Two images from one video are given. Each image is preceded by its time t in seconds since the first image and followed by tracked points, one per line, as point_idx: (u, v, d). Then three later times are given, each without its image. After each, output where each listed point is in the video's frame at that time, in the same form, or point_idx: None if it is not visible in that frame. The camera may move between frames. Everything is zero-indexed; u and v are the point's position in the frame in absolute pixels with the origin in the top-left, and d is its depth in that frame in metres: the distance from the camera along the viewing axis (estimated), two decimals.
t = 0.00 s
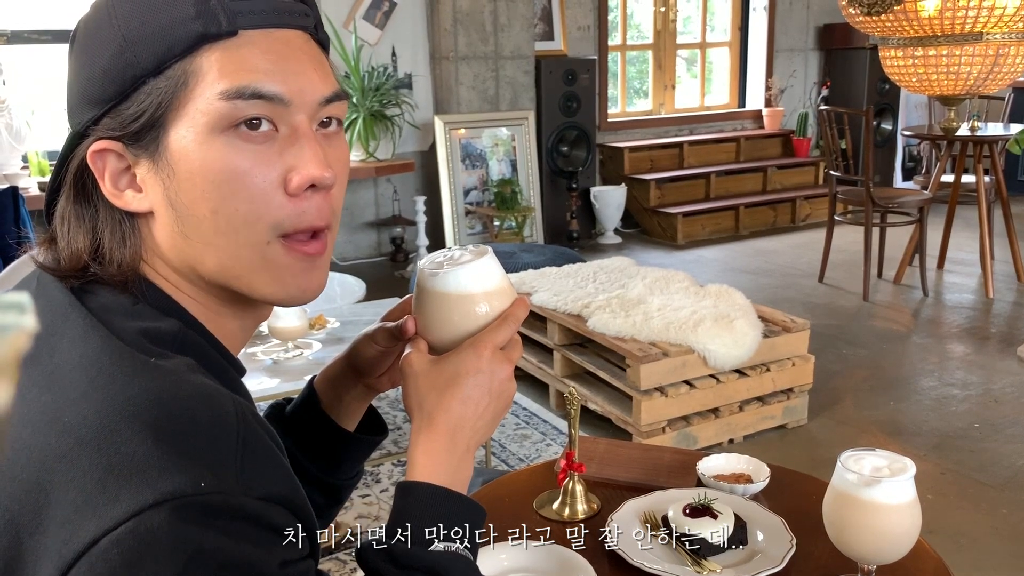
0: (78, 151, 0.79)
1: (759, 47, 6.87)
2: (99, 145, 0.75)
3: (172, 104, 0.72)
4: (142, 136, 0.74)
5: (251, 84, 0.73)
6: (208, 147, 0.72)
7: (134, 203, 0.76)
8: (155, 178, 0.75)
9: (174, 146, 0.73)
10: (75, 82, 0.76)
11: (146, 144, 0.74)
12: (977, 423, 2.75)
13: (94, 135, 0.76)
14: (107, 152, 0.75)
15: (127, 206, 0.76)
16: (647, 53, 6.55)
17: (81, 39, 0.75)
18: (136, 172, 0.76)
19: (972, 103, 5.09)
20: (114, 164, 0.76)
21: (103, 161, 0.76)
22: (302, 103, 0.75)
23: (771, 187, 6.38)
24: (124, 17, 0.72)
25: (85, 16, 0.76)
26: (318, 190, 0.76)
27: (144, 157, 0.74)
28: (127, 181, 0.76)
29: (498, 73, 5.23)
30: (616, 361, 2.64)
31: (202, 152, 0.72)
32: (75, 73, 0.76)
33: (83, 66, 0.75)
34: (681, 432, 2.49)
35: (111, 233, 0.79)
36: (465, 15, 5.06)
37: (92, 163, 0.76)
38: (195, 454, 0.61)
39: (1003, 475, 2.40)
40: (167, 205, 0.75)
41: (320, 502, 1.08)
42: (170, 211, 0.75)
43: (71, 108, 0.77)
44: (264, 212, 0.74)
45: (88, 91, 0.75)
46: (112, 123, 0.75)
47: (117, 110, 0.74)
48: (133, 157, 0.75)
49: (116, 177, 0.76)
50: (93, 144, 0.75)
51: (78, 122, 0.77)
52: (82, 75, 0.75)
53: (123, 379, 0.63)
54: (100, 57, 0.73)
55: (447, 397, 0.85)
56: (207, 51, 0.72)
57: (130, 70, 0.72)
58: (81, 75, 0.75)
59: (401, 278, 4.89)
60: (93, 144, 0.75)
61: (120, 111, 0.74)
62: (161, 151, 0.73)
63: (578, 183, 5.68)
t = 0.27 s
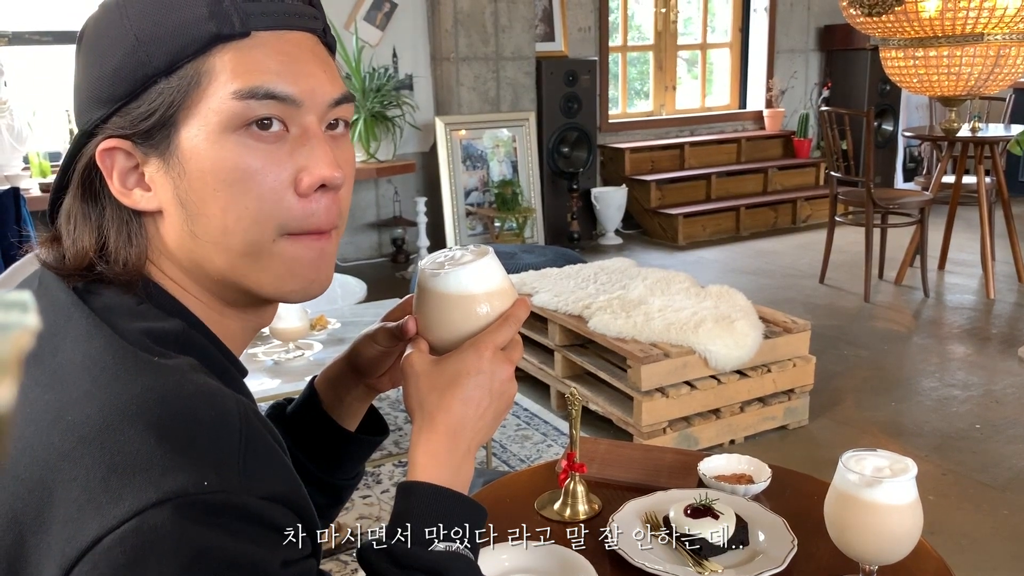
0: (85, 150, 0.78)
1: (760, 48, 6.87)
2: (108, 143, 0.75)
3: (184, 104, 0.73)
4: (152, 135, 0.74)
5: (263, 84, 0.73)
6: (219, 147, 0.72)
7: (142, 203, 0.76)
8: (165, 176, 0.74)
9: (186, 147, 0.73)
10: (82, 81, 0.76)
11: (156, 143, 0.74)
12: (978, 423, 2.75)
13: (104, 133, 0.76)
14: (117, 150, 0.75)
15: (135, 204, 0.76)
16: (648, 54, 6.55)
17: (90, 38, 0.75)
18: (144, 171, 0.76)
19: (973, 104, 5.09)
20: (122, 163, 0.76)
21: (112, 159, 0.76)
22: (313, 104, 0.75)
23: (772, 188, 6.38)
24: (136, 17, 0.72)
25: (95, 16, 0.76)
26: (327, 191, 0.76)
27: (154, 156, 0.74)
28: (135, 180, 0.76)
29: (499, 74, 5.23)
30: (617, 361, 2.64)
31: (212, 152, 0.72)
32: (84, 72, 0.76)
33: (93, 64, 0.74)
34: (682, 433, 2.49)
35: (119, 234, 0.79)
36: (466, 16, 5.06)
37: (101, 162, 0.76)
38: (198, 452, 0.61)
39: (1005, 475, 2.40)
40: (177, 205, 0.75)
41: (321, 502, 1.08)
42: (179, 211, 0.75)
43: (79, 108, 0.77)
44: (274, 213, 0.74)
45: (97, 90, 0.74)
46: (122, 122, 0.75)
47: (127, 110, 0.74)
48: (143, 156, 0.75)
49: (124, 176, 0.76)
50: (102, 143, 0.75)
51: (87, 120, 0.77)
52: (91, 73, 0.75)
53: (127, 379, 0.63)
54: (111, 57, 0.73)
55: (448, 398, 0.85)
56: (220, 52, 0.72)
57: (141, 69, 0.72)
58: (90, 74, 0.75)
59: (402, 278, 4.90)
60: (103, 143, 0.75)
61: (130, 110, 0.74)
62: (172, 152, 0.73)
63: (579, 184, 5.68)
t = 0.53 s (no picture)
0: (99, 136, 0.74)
1: (761, 49, 6.87)
2: (144, 134, 0.72)
3: (234, 102, 0.71)
4: (196, 130, 0.72)
5: (312, 90, 0.74)
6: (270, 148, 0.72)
7: (172, 199, 0.73)
8: (204, 172, 0.73)
9: (232, 145, 0.72)
10: (107, 67, 0.72)
11: (199, 139, 0.72)
12: (978, 424, 2.75)
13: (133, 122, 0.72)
14: (152, 140, 0.72)
15: (165, 197, 0.73)
16: (648, 55, 6.55)
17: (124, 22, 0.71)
18: (177, 164, 0.73)
19: (973, 105, 5.09)
20: (153, 154, 0.72)
21: (144, 149, 0.72)
22: (352, 115, 0.78)
23: (772, 188, 6.38)
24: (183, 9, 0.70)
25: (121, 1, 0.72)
26: (360, 200, 0.79)
27: (194, 150, 0.72)
28: (162, 172, 0.73)
29: (500, 75, 5.23)
30: (617, 362, 2.64)
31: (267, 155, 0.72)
32: (111, 56, 0.71)
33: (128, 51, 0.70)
34: (682, 434, 2.49)
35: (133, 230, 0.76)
36: (466, 17, 5.06)
37: (131, 152, 0.72)
38: (201, 451, 0.61)
39: (1005, 476, 2.40)
40: (214, 202, 0.74)
41: (322, 503, 1.08)
42: (216, 208, 0.74)
43: (97, 95, 0.73)
44: (316, 217, 0.76)
45: (133, 77, 0.70)
46: (160, 113, 0.71)
47: (163, 101, 0.71)
48: (177, 149, 0.72)
49: (152, 167, 0.73)
50: (135, 132, 0.72)
51: (111, 108, 0.72)
52: (124, 58, 0.70)
53: (132, 378, 0.63)
54: (154, 48, 0.70)
55: (449, 399, 0.85)
56: (273, 54, 0.72)
57: (188, 63, 0.70)
58: (124, 59, 0.71)
59: (402, 279, 4.90)
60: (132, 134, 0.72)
61: (171, 103, 0.71)
62: (217, 149, 0.72)
63: (579, 184, 5.68)
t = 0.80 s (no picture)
0: (209, 144, 0.71)
1: (762, 49, 6.88)
2: (273, 151, 0.73)
3: (345, 129, 0.77)
4: (315, 150, 0.75)
5: (396, 125, 0.83)
6: (371, 173, 0.80)
7: (280, 214, 0.75)
8: (309, 190, 0.76)
9: (343, 167, 0.78)
10: (232, 79, 0.71)
11: (317, 160, 0.76)
12: (978, 425, 2.75)
13: (259, 137, 0.73)
14: (276, 156, 0.73)
15: (274, 212, 0.75)
16: (649, 55, 6.56)
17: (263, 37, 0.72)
18: (290, 180, 0.74)
19: (974, 106, 5.08)
20: (271, 168, 0.73)
21: (266, 163, 0.73)
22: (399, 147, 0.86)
23: (773, 189, 6.39)
24: (315, 38, 0.74)
25: (243, 16, 0.72)
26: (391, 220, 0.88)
27: (310, 169, 0.76)
28: (273, 186, 0.74)
29: (500, 75, 5.23)
30: (617, 361, 2.64)
31: (363, 181, 0.79)
32: (238, 67, 0.71)
33: (265, 67, 0.72)
34: (682, 433, 2.50)
35: (211, 248, 0.74)
36: (467, 17, 5.06)
37: (258, 166, 0.73)
38: (211, 445, 0.62)
39: (1005, 477, 2.40)
40: (313, 219, 0.78)
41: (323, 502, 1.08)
42: (313, 225, 0.78)
43: (213, 107, 0.71)
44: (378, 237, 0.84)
45: (270, 92, 0.72)
46: (287, 131, 0.73)
47: (293, 120, 0.73)
48: (294, 165, 0.75)
49: (269, 182, 0.74)
50: (266, 148, 0.73)
51: (237, 119, 0.72)
52: (263, 73, 0.71)
53: (142, 372, 0.64)
54: (306, 70, 0.73)
55: (451, 400, 0.85)
56: (379, 88, 0.80)
57: (321, 86, 0.74)
58: (263, 75, 0.71)
59: (402, 278, 4.91)
60: (260, 148, 0.73)
61: (299, 122, 0.74)
62: (333, 169, 0.77)
63: (579, 184, 5.69)
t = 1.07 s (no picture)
0: (229, 152, 0.73)
1: (762, 48, 6.87)
2: (289, 159, 0.75)
3: (360, 137, 0.79)
4: (330, 159, 0.77)
5: (406, 135, 0.85)
6: (383, 181, 0.82)
7: (295, 221, 0.77)
8: (323, 197, 0.78)
9: (357, 174, 0.79)
10: (252, 90, 0.73)
11: (332, 167, 0.78)
12: (978, 424, 2.75)
13: (277, 145, 0.74)
14: (292, 164, 0.75)
15: (289, 218, 0.77)
16: (649, 54, 6.55)
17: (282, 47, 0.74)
18: (305, 187, 0.76)
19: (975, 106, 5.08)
20: (287, 175, 0.75)
21: (283, 171, 0.75)
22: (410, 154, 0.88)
23: (774, 188, 6.39)
24: (332, 48, 0.76)
25: (261, 25, 0.74)
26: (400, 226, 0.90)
27: (324, 177, 0.77)
28: (289, 193, 0.76)
29: (501, 74, 5.22)
30: (618, 360, 2.65)
31: (377, 188, 0.81)
32: (258, 77, 0.73)
33: (284, 77, 0.73)
34: (682, 432, 2.50)
35: (225, 252, 0.76)
36: (467, 16, 5.05)
37: (274, 174, 0.75)
38: (217, 440, 0.63)
39: (1005, 476, 2.40)
40: (326, 226, 0.79)
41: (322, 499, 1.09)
42: (325, 232, 0.80)
43: (231, 115, 0.73)
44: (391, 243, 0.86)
45: (289, 102, 0.74)
46: (304, 140, 0.75)
47: (309, 129, 0.75)
48: (310, 173, 0.76)
49: (285, 189, 0.75)
50: (282, 156, 0.75)
51: (255, 127, 0.74)
52: (281, 83, 0.73)
53: (150, 367, 0.64)
54: (321, 79, 0.75)
55: (448, 398, 0.86)
56: (391, 97, 0.82)
57: (338, 96, 0.76)
58: (282, 85, 0.73)
59: (402, 277, 4.91)
60: (278, 156, 0.75)
61: (316, 131, 0.76)
62: (347, 177, 0.79)
63: (580, 183, 5.69)
